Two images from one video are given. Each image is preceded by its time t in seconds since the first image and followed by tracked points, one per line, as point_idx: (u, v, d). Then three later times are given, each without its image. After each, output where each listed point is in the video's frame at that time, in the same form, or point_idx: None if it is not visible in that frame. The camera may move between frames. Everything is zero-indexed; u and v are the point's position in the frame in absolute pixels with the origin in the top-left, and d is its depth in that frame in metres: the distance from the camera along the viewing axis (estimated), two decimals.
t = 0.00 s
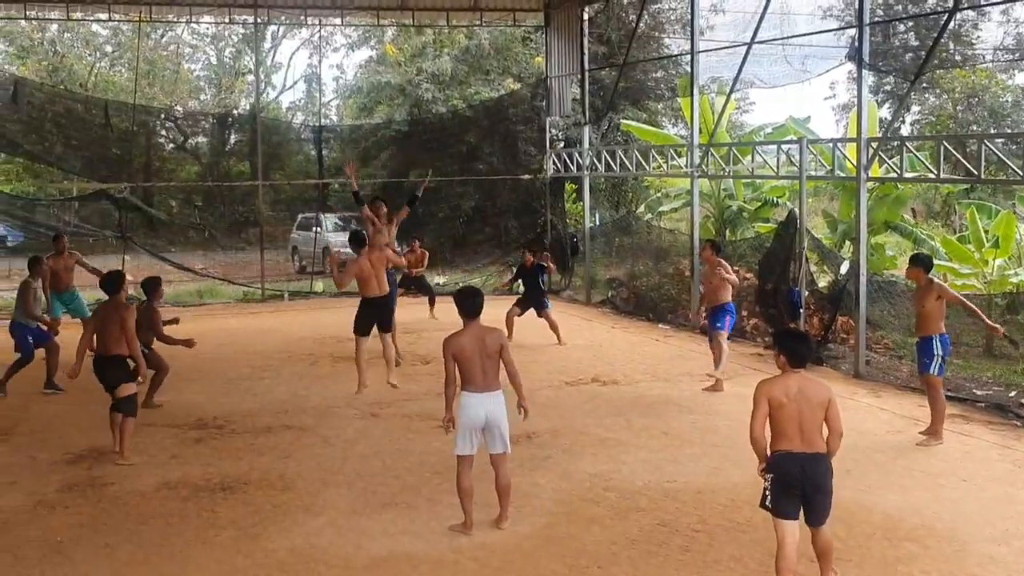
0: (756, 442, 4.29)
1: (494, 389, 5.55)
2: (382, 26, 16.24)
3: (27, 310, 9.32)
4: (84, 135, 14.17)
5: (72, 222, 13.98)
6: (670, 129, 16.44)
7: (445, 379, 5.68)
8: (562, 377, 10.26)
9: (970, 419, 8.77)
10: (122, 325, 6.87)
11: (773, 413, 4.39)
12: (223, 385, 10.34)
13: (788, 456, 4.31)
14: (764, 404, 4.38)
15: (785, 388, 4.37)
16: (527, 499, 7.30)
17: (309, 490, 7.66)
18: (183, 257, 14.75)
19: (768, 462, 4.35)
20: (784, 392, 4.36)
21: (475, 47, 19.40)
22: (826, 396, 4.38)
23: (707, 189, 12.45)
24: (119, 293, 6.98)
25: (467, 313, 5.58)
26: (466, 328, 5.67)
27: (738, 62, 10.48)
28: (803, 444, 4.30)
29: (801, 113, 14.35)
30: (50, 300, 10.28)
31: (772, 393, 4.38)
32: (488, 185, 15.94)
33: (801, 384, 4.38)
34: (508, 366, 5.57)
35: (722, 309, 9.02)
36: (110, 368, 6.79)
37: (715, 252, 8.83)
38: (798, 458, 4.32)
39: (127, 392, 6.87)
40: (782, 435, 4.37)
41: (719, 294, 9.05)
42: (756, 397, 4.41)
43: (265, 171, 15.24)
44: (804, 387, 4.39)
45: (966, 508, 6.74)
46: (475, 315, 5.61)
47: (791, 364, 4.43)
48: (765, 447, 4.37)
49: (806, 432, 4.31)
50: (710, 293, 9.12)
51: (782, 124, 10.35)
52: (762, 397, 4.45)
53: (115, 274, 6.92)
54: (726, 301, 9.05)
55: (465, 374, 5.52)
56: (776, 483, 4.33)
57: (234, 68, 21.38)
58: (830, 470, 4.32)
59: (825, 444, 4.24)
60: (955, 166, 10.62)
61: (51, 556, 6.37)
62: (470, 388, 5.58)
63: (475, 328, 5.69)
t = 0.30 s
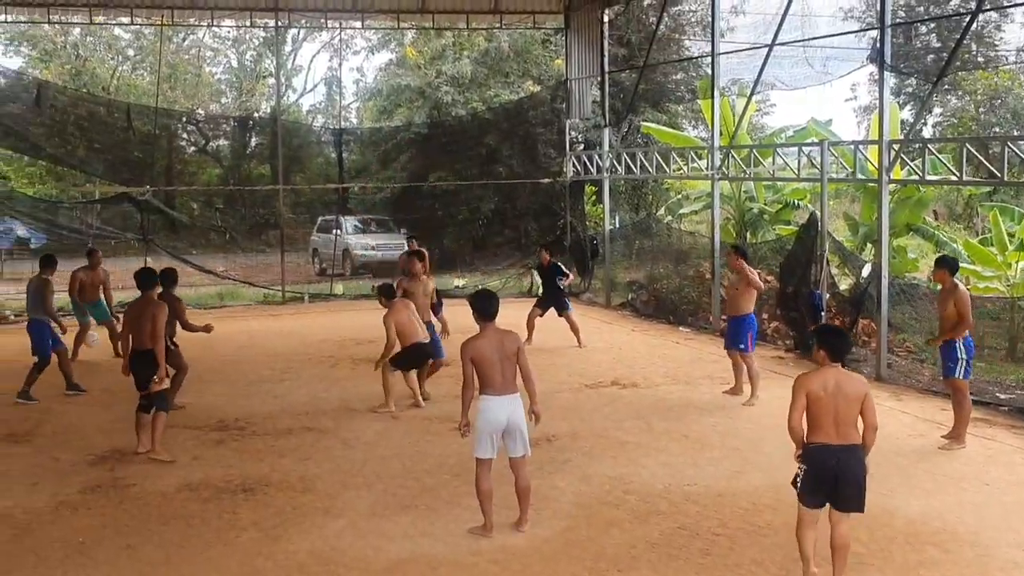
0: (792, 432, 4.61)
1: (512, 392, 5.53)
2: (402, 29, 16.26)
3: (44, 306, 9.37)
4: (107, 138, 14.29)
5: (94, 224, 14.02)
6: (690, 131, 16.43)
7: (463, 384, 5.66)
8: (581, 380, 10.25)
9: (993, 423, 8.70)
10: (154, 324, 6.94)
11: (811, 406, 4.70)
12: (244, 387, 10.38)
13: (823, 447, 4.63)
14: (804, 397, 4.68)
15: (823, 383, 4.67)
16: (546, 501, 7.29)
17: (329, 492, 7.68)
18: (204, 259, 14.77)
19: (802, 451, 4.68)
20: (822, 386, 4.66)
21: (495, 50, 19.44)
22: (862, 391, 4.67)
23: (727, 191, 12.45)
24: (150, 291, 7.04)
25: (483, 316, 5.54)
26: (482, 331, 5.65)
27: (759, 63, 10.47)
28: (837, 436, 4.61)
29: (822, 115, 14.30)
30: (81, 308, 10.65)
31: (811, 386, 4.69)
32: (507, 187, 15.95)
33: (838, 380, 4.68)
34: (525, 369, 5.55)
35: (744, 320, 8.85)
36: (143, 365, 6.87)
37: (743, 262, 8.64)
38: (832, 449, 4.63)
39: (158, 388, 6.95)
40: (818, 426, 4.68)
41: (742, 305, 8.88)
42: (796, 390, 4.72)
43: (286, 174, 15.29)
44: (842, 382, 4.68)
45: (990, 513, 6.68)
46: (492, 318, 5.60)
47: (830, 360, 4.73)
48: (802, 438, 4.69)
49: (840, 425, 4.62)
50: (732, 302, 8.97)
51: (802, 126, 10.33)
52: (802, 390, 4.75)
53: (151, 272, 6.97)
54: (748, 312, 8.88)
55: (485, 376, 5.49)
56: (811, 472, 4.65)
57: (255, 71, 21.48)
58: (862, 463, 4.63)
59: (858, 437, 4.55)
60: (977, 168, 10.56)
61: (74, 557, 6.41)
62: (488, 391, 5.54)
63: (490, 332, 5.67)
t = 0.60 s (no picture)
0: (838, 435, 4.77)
1: (542, 397, 5.45)
2: (439, 34, 16.31)
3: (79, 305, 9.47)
4: (148, 143, 14.42)
5: (136, 229, 14.31)
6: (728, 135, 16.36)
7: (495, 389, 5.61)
8: (618, 386, 10.23)
9: None
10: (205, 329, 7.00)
11: (855, 409, 4.84)
12: (282, 390, 10.45)
13: (867, 449, 4.79)
14: (848, 401, 4.83)
15: (867, 386, 4.81)
16: (583, 507, 7.25)
17: (366, 495, 7.69)
18: (243, 262, 14.93)
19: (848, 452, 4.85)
20: (866, 390, 4.79)
21: (531, 55, 19.45)
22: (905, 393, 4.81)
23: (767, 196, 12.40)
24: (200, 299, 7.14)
25: (516, 321, 5.51)
26: (515, 336, 5.60)
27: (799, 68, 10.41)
28: (881, 437, 4.76)
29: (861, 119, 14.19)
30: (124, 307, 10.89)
31: (856, 390, 4.82)
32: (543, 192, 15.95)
33: (882, 383, 4.82)
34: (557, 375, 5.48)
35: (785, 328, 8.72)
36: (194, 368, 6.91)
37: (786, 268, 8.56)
38: (875, 451, 4.78)
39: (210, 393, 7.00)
40: (862, 428, 4.83)
41: (780, 313, 8.74)
42: (840, 395, 4.86)
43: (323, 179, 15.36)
44: (885, 385, 4.82)
45: None
46: (524, 323, 5.53)
47: (873, 363, 4.88)
48: (847, 439, 4.85)
49: (883, 427, 4.77)
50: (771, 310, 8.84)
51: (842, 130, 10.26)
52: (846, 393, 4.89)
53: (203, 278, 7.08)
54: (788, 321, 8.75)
55: (514, 381, 5.43)
56: (856, 472, 4.82)
57: (292, 76, 21.68)
58: (907, 463, 4.77)
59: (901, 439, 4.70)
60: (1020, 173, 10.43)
61: (115, 558, 6.47)
62: (519, 397, 5.48)
63: (524, 337, 5.61)
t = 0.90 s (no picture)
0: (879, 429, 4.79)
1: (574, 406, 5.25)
2: (473, 39, 16.36)
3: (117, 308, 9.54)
4: (184, 150, 14.51)
5: (172, 234, 14.46)
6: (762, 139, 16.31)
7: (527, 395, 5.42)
8: (652, 391, 10.19)
9: None
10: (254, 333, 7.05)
11: (897, 403, 4.86)
12: (317, 394, 10.50)
13: (911, 441, 4.79)
14: (888, 396, 4.85)
15: (907, 379, 4.83)
16: (617, 512, 7.20)
17: (400, 499, 7.70)
18: (279, 268, 15.02)
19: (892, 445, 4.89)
20: (905, 384, 4.81)
21: (564, 59, 19.49)
22: (946, 384, 4.80)
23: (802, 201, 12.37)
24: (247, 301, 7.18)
25: (553, 328, 5.32)
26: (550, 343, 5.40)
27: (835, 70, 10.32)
28: (924, 429, 4.76)
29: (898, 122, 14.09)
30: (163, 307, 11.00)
31: (895, 383, 4.84)
32: (575, 198, 15.97)
33: (922, 376, 4.82)
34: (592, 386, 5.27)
35: (818, 335, 8.59)
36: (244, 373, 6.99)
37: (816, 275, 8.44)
38: (920, 443, 4.78)
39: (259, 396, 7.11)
40: (906, 421, 4.83)
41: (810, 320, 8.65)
42: (881, 389, 4.91)
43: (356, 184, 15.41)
44: (926, 378, 4.82)
45: None
46: (561, 331, 5.33)
47: (914, 357, 4.88)
48: (890, 433, 4.87)
49: (926, 419, 4.76)
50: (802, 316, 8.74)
51: (879, 134, 10.19)
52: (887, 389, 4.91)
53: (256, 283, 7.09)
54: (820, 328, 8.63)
55: (546, 389, 5.23)
56: (905, 465, 4.81)
57: (326, 82, 21.82)
58: (954, 453, 4.75)
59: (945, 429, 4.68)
60: None
61: (151, 560, 6.51)
62: (551, 406, 5.28)
63: (560, 344, 5.40)
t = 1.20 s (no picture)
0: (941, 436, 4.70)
1: (597, 419, 5.17)
2: (490, 43, 16.38)
3: (140, 309, 9.59)
4: (202, 154, 14.57)
5: (190, 238, 14.50)
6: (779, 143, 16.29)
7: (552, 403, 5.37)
8: (670, 396, 10.17)
9: None
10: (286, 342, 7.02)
11: (951, 409, 4.80)
12: (334, 398, 10.52)
13: (965, 448, 4.77)
14: (945, 402, 4.78)
15: (963, 386, 4.78)
16: (634, 517, 7.18)
17: (416, 503, 7.70)
18: (296, 271, 15.04)
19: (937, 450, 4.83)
20: (964, 391, 4.76)
21: (582, 64, 19.52)
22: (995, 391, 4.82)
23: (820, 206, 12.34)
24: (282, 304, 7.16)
25: (581, 338, 5.21)
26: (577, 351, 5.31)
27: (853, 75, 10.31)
28: (978, 436, 4.75)
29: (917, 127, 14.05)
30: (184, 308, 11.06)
31: (952, 389, 4.78)
32: (592, 203, 15.97)
33: (976, 382, 4.79)
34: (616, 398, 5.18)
35: (818, 337, 8.58)
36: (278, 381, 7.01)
37: (814, 275, 8.51)
38: (971, 450, 4.77)
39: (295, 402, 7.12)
40: (957, 428, 4.79)
41: (812, 322, 8.66)
42: (935, 394, 4.82)
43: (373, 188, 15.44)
44: (978, 384, 4.80)
45: None
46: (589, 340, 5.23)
47: (963, 363, 4.83)
48: (942, 439, 4.80)
49: (979, 426, 4.75)
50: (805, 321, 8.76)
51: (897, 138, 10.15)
52: (939, 394, 4.84)
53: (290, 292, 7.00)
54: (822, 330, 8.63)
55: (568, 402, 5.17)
56: (953, 472, 4.78)
57: (343, 87, 21.88)
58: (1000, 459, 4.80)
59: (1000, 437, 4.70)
60: None
61: (169, 562, 6.54)
62: (574, 418, 5.22)
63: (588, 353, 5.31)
